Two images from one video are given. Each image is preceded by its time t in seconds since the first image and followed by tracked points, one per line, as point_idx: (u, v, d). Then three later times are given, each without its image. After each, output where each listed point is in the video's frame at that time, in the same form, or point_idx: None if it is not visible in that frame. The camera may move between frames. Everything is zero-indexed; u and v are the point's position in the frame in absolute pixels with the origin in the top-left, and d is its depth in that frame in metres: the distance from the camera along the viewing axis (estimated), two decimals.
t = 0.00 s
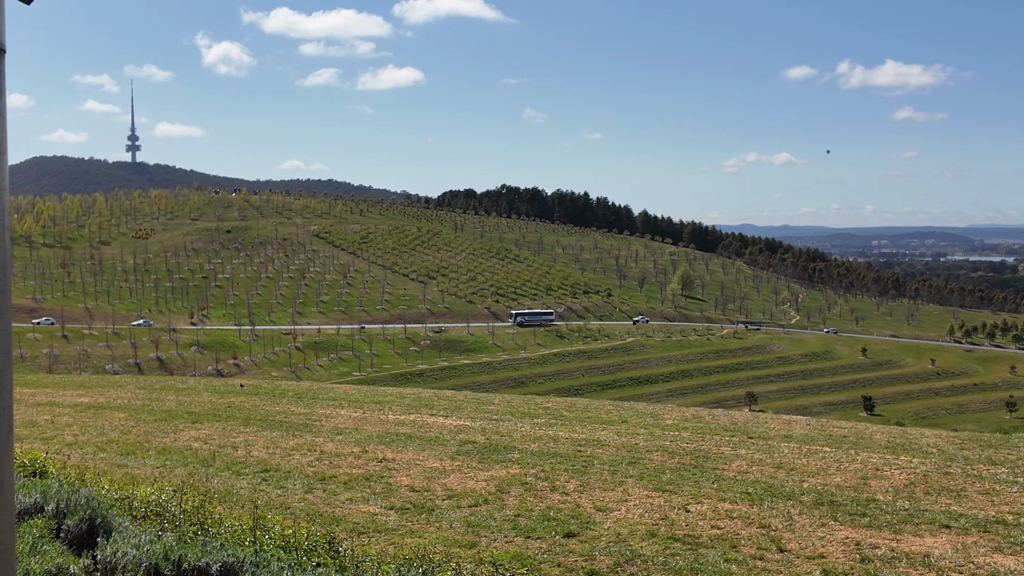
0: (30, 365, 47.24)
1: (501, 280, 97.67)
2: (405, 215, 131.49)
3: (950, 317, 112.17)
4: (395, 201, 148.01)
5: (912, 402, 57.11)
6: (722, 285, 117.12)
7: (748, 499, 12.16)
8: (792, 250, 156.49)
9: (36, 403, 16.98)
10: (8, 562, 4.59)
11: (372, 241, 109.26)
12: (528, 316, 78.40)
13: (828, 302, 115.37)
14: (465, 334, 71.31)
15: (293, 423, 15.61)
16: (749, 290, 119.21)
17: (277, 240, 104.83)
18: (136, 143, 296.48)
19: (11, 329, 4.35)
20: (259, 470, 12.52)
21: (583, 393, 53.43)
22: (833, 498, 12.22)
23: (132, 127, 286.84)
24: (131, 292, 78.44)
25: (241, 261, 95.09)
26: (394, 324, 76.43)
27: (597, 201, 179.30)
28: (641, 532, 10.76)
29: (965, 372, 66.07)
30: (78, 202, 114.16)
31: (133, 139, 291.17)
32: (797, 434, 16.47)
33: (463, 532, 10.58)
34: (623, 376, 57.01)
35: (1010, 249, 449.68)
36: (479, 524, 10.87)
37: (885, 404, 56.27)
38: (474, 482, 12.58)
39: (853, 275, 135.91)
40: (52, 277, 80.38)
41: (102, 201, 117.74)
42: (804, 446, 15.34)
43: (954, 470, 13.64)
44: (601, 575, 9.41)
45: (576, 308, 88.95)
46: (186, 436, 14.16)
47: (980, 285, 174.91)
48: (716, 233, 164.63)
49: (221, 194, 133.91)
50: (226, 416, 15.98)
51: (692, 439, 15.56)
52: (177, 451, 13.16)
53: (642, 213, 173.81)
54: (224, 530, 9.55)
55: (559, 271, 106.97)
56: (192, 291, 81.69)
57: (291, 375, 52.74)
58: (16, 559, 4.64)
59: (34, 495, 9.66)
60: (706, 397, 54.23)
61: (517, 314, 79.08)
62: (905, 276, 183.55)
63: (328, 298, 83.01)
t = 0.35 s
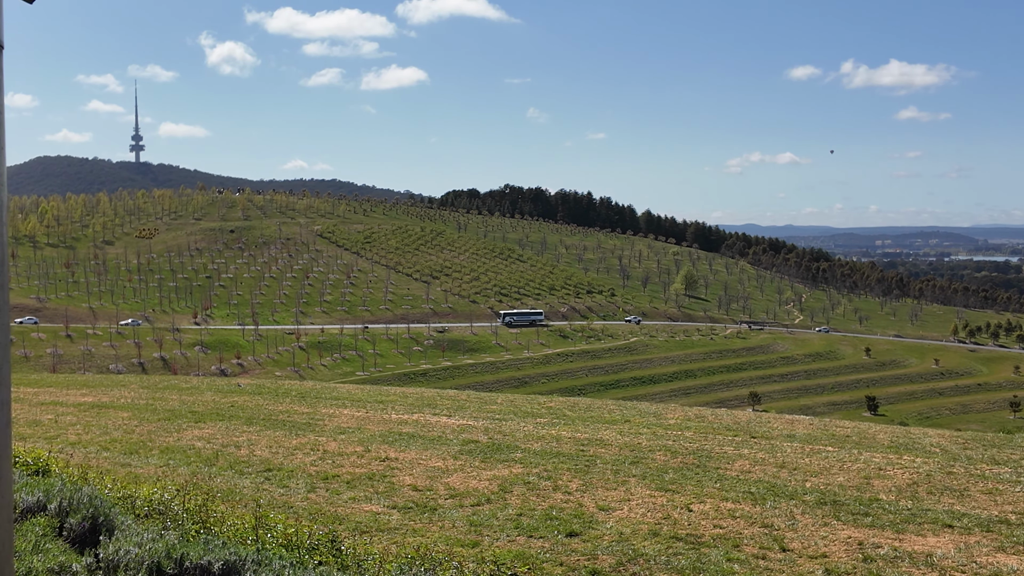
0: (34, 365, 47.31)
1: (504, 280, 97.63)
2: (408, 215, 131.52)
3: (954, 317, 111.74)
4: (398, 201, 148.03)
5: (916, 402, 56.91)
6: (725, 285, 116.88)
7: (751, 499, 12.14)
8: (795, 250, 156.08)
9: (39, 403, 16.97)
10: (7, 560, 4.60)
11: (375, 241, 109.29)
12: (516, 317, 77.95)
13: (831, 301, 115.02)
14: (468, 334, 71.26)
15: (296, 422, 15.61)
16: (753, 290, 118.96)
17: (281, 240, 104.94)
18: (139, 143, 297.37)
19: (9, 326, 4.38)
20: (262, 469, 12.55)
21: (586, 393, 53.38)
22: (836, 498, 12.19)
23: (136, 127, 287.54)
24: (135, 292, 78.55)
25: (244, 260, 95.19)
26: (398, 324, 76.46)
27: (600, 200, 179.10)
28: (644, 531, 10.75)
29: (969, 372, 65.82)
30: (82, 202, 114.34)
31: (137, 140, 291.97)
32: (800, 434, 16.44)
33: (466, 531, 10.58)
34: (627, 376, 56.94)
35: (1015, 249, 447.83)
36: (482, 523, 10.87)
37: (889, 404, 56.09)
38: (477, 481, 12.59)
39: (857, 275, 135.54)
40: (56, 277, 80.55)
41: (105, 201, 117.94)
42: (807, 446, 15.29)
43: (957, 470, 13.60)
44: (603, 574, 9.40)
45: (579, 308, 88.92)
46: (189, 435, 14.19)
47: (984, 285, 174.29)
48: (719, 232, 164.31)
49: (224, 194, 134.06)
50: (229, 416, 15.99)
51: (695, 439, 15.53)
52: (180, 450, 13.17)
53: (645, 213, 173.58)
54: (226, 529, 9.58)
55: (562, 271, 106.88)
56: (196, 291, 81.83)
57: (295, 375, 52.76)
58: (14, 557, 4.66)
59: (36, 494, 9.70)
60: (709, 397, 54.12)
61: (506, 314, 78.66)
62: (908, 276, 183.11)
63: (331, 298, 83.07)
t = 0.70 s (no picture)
0: (31, 365, 47.26)
1: (502, 280, 97.52)
2: (406, 215, 131.40)
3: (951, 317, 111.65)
4: (396, 201, 147.87)
5: (913, 402, 56.87)
6: (723, 285, 116.84)
7: (747, 498, 12.15)
8: (793, 250, 155.94)
9: (35, 402, 16.93)
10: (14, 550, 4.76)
11: (372, 241, 109.17)
12: (498, 317, 77.39)
13: (828, 302, 114.98)
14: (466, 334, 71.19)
15: (292, 422, 15.60)
16: (751, 290, 118.92)
17: (278, 240, 104.86)
18: (137, 143, 297.13)
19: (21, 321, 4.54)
20: (258, 468, 12.54)
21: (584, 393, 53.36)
22: (831, 497, 12.19)
23: (133, 127, 287.36)
24: (131, 292, 78.42)
25: (242, 260, 95.08)
26: (395, 324, 76.35)
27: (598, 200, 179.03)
28: (639, 531, 10.75)
29: (966, 372, 65.77)
30: (79, 202, 114.20)
31: (135, 139, 291.63)
32: (796, 433, 16.44)
33: (462, 530, 10.58)
34: (624, 376, 56.93)
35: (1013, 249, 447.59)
36: (477, 522, 10.87)
37: (886, 404, 56.06)
38: (473, 481, 12.59)
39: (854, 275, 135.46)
40: (53, 277, 80.42)
41: (103, 201, 117.79)
42: (803, 445, 15.29)
43: (953, 469, 13.60)
44: (599, 574, 9.41)
45: (577, 308, 88.87)
46: (186, 435, 14.19)
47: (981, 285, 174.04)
48: (717, 232, 164.24)
49: (222, 194, 133.94)
50: (226, 415, 15.98)
51: (691, 438, 15.52)
52: (176, 450, 13.18)
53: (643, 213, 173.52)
54: (221, 527, 9.59)
55: (560, 271, 106.78)
56: (193, 290, 81.70)
57: (292, 375, 52.69)
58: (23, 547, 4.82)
59: (31, 493, 9.71)
60: (706, 397, 54.10)
61: (488, 314, 78.02)
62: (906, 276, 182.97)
63: (328, 298, 82.96)
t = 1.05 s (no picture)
0: (20, 364, 47.00)
1: (495, 280, 97.51)
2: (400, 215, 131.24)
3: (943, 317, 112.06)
4: (390, 201, 147.63)
5: (905, 401, 57.04)
6: (716, 285, 117.03)
7: (738, 497, 12.17)
8: (785, 250, 156.26)
9: (25, 402, 16.86)
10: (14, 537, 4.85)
11: (365, 241, 108.95)
12: (476, 317, 76.91)
13: (821, 302, 115.22)
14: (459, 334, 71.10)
15: (283, 421, 15.57)
16: (744, 290, 119.16)
17: (270, 239, 104.86)
18: (128, 143, 296.02)
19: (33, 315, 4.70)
20: (249, 468, 12.51)
21: (576, 392, 53.37)
22: (822, 495, 12.23)
23: (126, 126, 286.37)
24: (122, 292, 78.07)
25: (234, 260, 94.78)
26: (388, 324, 76.20)
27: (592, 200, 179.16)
28: (630, 529, 10.77)
29: (957, 372, 66.01)
30: (70, 202, 113.65)
31: (126, 139, 290.40)
32: (787, 432, 16.50)
33: (453, 530, 10.59)
34: (617, 376, 56.97)
35: (1006, 249, 449.25)
36: (468, 521, 10.87)
37: (878, 403, 56.20)
38: (464, 480, 12.59)
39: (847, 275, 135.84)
40: (43, 277, 80.00)
41: (95, 200, 117.24)
42: (794, 444, 15.35)
43: (943, 468, 13.65)
44: (590, 573, 9.44)
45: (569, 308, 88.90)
46: (177, 434, 14.17)
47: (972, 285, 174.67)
48: (710, 232, 164.55)
49: (215, 194, 133.43)
50: (217, 415, 15.96)
51: (682, 437, 15.57)
52: (167, 449, 13.13)
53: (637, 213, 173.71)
54: (211, 526, 9.60)
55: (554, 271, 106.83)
56: (185, 290, 81.41)
57: (283, 375, 52.53)
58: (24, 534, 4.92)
59: (21, 491, 9.70)
60: (700, 397, 54.15)
61: (466, 314, 77.51)
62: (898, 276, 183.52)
63: (321, 298, 82.78)
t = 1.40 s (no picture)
0: (18, 364, 46.96)
1: (494, 279, 97.48)
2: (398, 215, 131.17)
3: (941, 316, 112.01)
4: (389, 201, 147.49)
5: (903, 401, 57.02)
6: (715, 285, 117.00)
7: (735, 496, 12.17)
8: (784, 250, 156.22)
9: (23, 401, 16.86)
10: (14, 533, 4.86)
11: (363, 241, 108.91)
12: (459, 316, 76.35)
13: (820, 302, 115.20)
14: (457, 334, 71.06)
15: (282, 420, 15.58)
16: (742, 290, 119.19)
17: (269, 238, 104.97)
18: (127, 143, 295.86)
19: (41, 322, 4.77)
20: (247, 467, 12.51)
21: (575, 392, 53.36)
22: (819, 494, 12.24)
23: (124, 126, 286.45)
24: (121, 292, 78.02)
25: (233, 260, 94.74)
26: (386, 324, 76.11)
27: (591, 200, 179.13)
28: (628, 528, 10.81)
29: (956, 371, 65.96)
30: (69, 201, 113.55)
31: (125, 139, 290.37)
32: (785, 431, 16.51)
33: (451, 528, 10.63)
34: (616, 375, 56.97)
35: (1005, 250, 448.46)
36: (465, 520, 10.91)
37: (877, 403, 56.18)
38: (462, 479, 12.59)
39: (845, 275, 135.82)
40: (42, 276, 79.95)
41: (93, 200, 117.15)
42: (791, 443, 15.36)
43: (940, 467, 13.65)
44: (586, 572, 9.53)
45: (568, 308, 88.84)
46: (175, 433, 14.17)
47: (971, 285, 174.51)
48: (709, 233, 164.52)
49: (214, 194, 133.33)
50: (215, 414, 15.96)
51: (680, 437, 15.57)
52: (165, 449, 13.12)
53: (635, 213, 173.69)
54: (209, 525, 9.70)
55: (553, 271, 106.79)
56: (183, 290, 81.39)
57: (282, 374, 52.49)
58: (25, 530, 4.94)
59: (17, 490, 9.72)
60: (698, 396, 54.15)
61: (448, 314, 76.96)
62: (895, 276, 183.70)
63: (320, 298, 82.75)
